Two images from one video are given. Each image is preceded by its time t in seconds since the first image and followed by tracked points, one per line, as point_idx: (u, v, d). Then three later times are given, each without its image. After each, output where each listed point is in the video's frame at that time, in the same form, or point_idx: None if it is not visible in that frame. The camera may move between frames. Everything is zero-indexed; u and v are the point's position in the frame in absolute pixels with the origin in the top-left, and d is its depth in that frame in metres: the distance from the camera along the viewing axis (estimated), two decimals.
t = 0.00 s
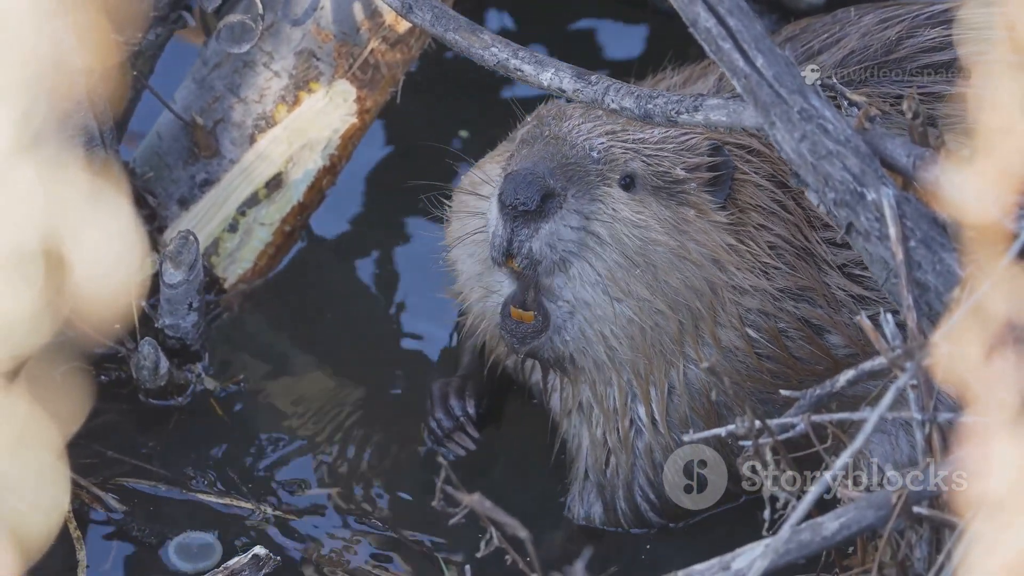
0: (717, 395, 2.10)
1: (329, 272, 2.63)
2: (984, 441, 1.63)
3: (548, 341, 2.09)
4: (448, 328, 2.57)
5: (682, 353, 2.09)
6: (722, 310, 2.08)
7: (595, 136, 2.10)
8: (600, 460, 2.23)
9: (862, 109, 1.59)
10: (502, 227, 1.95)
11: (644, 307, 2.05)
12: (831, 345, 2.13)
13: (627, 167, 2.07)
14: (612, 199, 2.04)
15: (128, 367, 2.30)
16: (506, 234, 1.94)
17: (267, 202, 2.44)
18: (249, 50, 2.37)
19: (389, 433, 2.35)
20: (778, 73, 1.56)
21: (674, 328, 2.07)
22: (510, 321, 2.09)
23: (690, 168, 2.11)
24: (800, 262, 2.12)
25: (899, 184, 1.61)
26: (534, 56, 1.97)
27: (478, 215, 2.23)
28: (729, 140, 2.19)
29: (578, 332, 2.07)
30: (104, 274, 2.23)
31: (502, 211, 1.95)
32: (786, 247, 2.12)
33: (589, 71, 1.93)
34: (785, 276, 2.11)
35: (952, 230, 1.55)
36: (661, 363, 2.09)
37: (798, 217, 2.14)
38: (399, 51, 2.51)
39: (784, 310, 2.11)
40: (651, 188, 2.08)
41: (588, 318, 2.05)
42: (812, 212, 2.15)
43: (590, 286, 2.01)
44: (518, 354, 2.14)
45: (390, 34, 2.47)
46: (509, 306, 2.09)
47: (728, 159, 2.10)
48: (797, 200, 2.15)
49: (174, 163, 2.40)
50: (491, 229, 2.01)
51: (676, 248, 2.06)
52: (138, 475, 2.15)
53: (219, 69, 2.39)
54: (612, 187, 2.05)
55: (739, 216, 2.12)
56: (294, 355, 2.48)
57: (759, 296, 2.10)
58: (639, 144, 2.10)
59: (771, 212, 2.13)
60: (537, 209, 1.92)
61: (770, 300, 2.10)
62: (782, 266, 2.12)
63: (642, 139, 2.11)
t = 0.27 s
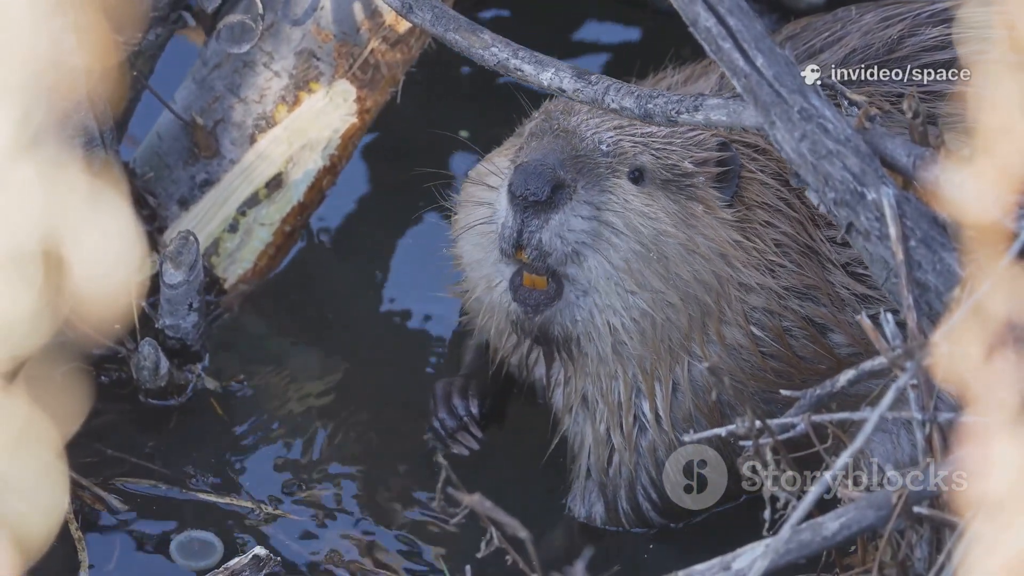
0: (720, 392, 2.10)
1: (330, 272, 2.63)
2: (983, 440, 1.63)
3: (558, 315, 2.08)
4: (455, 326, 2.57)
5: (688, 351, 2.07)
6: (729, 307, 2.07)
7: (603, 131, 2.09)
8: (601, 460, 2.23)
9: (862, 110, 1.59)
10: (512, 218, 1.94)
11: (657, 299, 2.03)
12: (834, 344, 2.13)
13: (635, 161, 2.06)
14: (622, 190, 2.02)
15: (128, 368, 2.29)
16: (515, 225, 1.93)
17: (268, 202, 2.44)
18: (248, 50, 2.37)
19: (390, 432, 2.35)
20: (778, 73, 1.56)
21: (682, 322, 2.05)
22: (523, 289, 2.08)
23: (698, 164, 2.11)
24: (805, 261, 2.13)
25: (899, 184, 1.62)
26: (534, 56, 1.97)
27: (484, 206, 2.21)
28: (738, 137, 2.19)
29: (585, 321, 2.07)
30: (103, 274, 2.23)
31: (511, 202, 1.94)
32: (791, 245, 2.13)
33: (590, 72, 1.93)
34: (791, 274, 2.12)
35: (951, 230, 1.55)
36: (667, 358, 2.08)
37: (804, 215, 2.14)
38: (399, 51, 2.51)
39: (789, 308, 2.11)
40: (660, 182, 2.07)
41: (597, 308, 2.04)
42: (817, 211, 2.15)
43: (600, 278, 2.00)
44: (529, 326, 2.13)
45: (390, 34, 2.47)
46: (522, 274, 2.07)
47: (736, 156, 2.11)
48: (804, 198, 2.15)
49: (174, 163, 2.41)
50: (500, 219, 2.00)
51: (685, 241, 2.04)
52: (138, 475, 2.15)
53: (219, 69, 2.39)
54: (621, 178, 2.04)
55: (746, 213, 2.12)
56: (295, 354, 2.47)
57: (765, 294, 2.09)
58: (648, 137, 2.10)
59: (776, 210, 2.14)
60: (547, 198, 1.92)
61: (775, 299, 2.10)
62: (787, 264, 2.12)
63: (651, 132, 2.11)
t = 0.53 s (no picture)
0: (721, 392, 2.09)
1: (329, 274, 2.62)
2: (983, 441, 1.63)
3: (555, 300, 2.06)
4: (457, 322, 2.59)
5: (689, 349, 2.08)
6: (733, 305, 2.07)
7: (608, 126, 2.08)
8: (601, 460, 2.23)
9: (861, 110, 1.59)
10: (516, 212, 1.95)
11: (661, 294, 2.03)
12: (836, 344, 2.13)
13: (639, 156, 2.06)
14: (626, 184, 2.03)
15: (128, 368, 2.29)
16: (518, 219, 1.95)
17: (267, 203, 2.44)
18: (248, 52, 2.36)
19: (390, 433, 2.35)
20: (778, 73, 1.56)
21: (687, 319, 2.05)
22: (521, 270, 2.05)
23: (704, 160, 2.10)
24: (808, 263, 2.13)
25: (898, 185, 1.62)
26: (534, 57, 1.96)
27: (484, 197, 2.22)
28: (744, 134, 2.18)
29: (587, 313, 2.05)
30: (102, 274, 2.22)
31: (514, 195, 1.95)
32: (795, 245, 2.13)
33: (590, 73, 1.93)
34: (794, 275, 2.11)
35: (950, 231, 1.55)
36: (668, 354, 2.08)
37: (807, 216, 2.14)
38: (399, 52, 2.49)
39: (792, 308, 2.11)
40: (663, 177, 2.07)
41: (599, 302, 2.03)
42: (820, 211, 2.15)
43: (604, 270, 2.00)
44: (528, 310, 2.12)
45: (390, 35, 2.46)
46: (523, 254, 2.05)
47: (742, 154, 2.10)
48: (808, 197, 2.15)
49: (174, 164, 2.41)
50: (504, 210, 2.01)
51: (689, 236, 2.04)
52: (138, 475, 2.15)
53: (219, 70, 2.39)
54: (624, 173, 2.04)
55: (749, 213, 2.12)
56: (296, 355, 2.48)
57: (768, 293, 2.09)
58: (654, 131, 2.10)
59: (780, 210, 2.14)
60: (550, 193, 1.92)
61: (778, 299, 2.09)
62: (789, 264, 2.12)
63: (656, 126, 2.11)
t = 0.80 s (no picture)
0: (716, 396, 2.10)
1: (325, 274, 2.62)
2: (979, 444, 1.63)
3: (534, 297, 2.03)
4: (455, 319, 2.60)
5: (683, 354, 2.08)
6: (727, 311, 2.07)
7: (608, 129, 2.07)
8: (596, 462, 2.23)
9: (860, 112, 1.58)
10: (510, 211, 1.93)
11: (652, 299, 2.03)
12: (833, 348, 2.13)
13: (638, 158, 2.06)
14: (623, 187, 2.02)
15: (124, 370, 2.28)
16: (512, 220, 1.92)
17: (264, 205, 2.44)
18: (245, 53, 2.37)
19: (388, 435, 2.35)
20: (776, 75, 1.55)
21: (679, 324, 2.05)
22: (502, 263, 2.00)
23: (703, 166, 2.10)
24: (805, 268, 2.13)
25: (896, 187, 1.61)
26: (531, 59, 1.97)
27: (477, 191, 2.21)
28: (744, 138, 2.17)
29: (574, 315, 2.04)
30: (101, 273, 2.23)
31: (509, 195, 1.93)
32: (793, 252, 2.13)
33: (588, 75, 1.92)
34: (791, 281, 2.11)
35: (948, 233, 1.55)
36: (662, 358, 2.08)
37: (806, 220, 2.14)
38: (396, 54, 2.49)
39: (788, 313, 2.12)
40: (661, 181, 2.07)
41: (589, 306, 2.02)
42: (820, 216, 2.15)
43: (595, 275, 1.99)
44: (506, 304, 2.08)
45: (386, 36, 2.46)
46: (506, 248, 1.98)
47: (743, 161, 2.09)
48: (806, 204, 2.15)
49: (171, 166, 2.41)
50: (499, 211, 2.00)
51: (684, 242, 2.04)
52: (136, 477, 2.15)
53: (215, 72, 2.39)
54: (622, 176, 2.03)
55: (747, 222, 2.12)
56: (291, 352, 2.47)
57: (764, 299, 2.09)
58: (653, 134, 2.10)
59: (778, 216, 2.14)
60: (544, 194, 1.91)
61: (775, 305, 2.10)
62: (787, 270, 2.12)
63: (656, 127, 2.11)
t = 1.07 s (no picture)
0: (706, 397, 2.10)
1: (318, 275, 2.63)
2: (970, 445, 1.63)
3: (520, 308, 2.08)
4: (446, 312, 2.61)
5: (671, 354, 2.09)
6: (713, 313, 2.07)
7: (599, 128, 2.07)
8: (585, 464, 2.23)
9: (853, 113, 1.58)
10: (497, 209, 1.96)
11: (635, 300, 2.03)
12: (824, 350, 2.13)
13: (627, 159, 2.05)
14: (610, 188, 2.02)
15: (117, 372, 2.29)
16: (499, 215, 1.95)
17: (257, 206, 2.44)
18: (238, 55, 2.36)
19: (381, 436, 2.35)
20: (768, 76, 1.55)
21: (663, 325, 2.06)
22: (486, 274, 2.09)
23: (694, 168, 2.10)
24: (797, 272, 2.12)
25: (888, 188, 1.61)
26: (524, 60, 1.96)
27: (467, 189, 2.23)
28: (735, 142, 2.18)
29: (559, 316, 2.06)
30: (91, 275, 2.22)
31: (497, 191, 1.95)
32: (784, 257, 2.12)
33: (581, 76, 1.92)
34: (781, 284, 2.11)
35: (942, 235, 1.55)
36: (648, 358, 2.09)
37: (798, 224, 2.14)
38: (389, 55, 2.49)
39: (778, 316, 2.11)
40: (650, 182, 2.06)
41: (574, 305, 2.04)
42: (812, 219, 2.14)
43: (576, 274, 2.00)
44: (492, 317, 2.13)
45: (380, 37, 2.46)
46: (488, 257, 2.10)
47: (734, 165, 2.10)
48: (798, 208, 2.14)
49: (163, 168, 2.41)
50: (486, 210, 2.02)
51: (670, 244, 2.04)
52: (128, 480, 2.15)
53: (209, 73, 2.38)
54: (610, 176, 2.03)
55: (739, 224, 2.12)
56: (283, 356, 2.48)
57: (752, 302, 2.09)
58: (644, 136, 2.09)
59: (770, 220, 2.13)
60: (529, 192, 1.92)
61: (765, 307, 2.09)
62: (777, 273, 2.11)
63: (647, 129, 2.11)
